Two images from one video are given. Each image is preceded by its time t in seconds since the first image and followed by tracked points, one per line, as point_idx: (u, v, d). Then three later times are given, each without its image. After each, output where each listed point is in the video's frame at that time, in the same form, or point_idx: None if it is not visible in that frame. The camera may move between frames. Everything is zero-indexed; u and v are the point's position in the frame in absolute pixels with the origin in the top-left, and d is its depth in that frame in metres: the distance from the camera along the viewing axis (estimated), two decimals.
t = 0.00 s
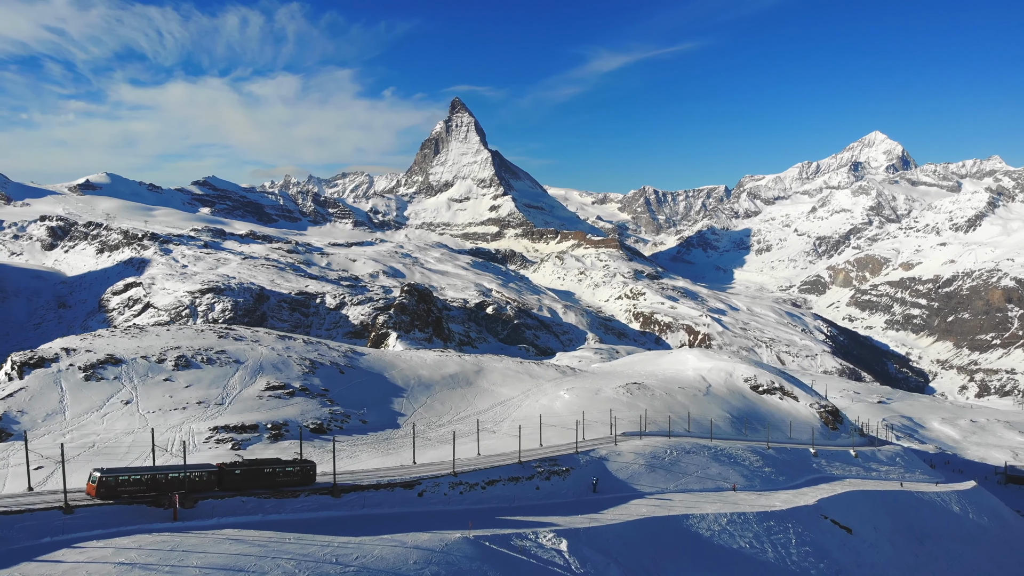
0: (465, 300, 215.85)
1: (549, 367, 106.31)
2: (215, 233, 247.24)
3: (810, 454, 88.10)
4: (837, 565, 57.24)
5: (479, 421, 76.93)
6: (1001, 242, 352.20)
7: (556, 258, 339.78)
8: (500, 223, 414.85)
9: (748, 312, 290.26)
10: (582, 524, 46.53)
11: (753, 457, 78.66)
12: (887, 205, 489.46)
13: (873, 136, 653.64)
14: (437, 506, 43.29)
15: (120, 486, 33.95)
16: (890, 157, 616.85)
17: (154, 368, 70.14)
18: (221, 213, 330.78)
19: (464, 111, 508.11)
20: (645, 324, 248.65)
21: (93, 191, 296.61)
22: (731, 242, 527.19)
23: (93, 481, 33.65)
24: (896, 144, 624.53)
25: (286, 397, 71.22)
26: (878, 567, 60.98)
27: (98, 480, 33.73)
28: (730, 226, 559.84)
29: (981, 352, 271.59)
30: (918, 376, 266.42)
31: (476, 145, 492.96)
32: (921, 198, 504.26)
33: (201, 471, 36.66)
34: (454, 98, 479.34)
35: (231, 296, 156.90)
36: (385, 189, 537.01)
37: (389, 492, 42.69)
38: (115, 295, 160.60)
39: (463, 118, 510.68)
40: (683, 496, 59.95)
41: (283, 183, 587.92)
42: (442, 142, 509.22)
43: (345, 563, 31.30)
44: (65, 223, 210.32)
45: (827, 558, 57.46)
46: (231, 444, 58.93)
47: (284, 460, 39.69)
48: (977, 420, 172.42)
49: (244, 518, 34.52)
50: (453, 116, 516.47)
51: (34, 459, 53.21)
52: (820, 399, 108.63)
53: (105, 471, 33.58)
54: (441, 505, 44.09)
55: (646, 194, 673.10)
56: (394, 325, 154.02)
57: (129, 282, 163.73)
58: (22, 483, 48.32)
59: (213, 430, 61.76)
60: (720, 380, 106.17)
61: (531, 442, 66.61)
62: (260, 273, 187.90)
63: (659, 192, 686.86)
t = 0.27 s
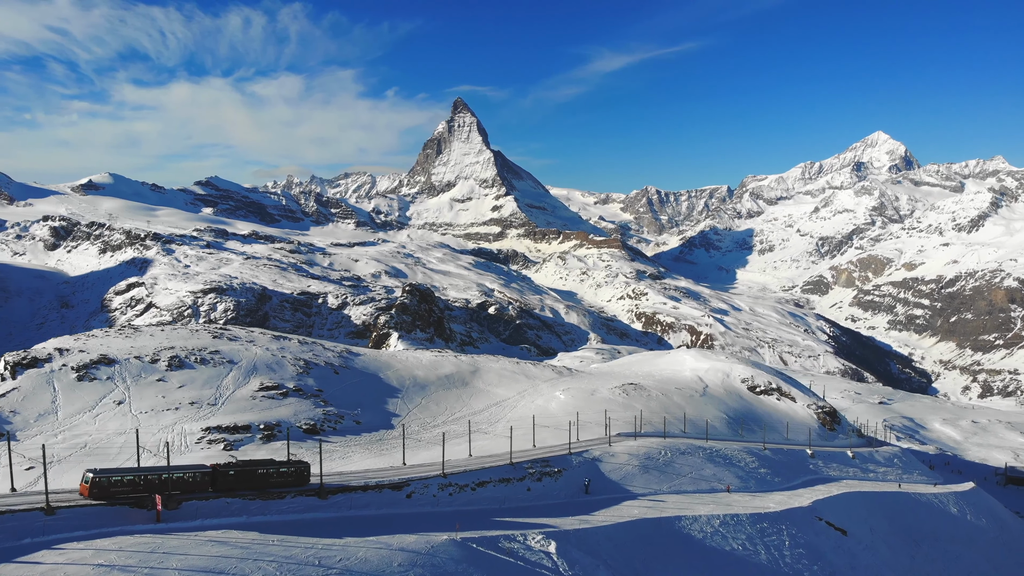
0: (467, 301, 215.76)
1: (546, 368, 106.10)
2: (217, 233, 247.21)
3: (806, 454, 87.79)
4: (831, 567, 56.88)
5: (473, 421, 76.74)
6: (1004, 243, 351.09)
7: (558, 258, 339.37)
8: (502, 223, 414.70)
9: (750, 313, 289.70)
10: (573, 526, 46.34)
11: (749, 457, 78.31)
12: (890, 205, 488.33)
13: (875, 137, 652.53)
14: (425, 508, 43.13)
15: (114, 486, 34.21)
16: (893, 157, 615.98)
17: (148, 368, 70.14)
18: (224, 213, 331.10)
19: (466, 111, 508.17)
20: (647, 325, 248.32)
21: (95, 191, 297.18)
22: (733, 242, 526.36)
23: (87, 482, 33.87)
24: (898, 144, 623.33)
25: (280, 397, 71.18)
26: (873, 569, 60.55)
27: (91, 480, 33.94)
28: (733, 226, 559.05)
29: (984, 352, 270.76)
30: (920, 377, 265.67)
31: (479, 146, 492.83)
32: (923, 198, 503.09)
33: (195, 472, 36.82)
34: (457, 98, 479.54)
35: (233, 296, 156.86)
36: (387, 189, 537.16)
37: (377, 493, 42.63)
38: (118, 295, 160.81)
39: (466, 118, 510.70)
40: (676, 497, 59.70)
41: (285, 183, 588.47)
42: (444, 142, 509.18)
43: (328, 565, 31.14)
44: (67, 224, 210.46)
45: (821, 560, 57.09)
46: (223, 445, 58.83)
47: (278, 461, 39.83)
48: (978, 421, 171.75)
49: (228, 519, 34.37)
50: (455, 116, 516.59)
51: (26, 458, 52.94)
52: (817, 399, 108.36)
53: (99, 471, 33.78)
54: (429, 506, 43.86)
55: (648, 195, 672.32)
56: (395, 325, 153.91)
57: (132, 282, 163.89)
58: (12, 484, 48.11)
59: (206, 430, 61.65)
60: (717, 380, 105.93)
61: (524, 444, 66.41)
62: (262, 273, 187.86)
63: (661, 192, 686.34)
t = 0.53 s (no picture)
0: (472, 301, 215.62)
1: (546, 368, 105.75)
2: (224, 234, 247.77)
3: (807, 456, 87.11)
4: (829, 571, 56.28)
5: (472, 422, 76.48)
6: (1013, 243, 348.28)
7: (564, 258, 338.71)
8: (508, 224, 414.50)
9: (757, 314, 288.50)
10: (566, 528, 46.07)
11: (749, 459, 77.77)
12: (897, 206, 485.63)
13: (883, 137, 649.29)
14: (417, 509, 42.95)
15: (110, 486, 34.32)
16: (901, 157, 612.90)
17: (145, 368, 70.28)
18: (231, 213, 332.25)
19: (473, 111, 508.45)
20: (653, 325, 247.64)
21: (103, 191, 298.75)
22: (740, 243, 524.72)
23: (83, 482, 34.00)
24: (906, 144, 619.94)
25: (277, 398, 71.19)
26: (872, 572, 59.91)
27: (88, 480, 34.04)
28: (740, 227, 557.27)
29: (993, 354, 268.74)
30: (928, 378, 263.87)
31: (485, 146, 492.79)
32: (931, 198, 499.96)
33: (192, 473, 37.06)
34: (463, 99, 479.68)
35: (239, 296, 157.17)
36: (394, 190, 537.85)
37: (369, 495, 42.49)
38: (125, 295, 161.43)
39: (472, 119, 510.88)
40: (673, 499, 59.32)
41: (292, 184, 590.29)
42: (451, 143, 509.36)
43: (313, 567, 30.94)
44: (75, 224, 211.49)
45: (819, 563, 56.49)
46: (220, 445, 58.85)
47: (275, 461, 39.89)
48: (985, 423, 170.20)
49: (216, 520, 34.29)
50: (461, 117, 516.87)
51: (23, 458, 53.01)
52: (819, 401, 107.59)
53: (96, 471, 33.91)
54: (422, 508, 43.70)
55: (655, 195, 670.75)
56: (400, 326, 153.83)
57: (139, 282, 164.53)
58: (8, 483, 48.19)
59: (202, 430, 61.66)
60: (719, 381, 105.39)
61: (521, 445, 66.07)
62: (269, 273, 188.08)
63: (668, 192, 684.89)
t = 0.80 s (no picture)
0: (481, 301, 215.59)
1: (548, 369, 105.38)
2: (235, 234, 248.71)
3: (813, 458, 86.34)
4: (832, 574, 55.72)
5: (473, 423, 76.41)
6: None
7: (573, 259, 338.10)
8: (517, 224, 414.43)
9: (768, 314, 286.93)
10: (564, 529, 45.87)
11: (752, 461, 77.13)
12: (909, 206, 481.73)
13: (894, 137, 644.60)
14: (414, 511, 42.88)
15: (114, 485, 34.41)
16: (912, 158, 608.45)
17: (148, 368, 70.59)
18: (241, 213, 334.06)
19: (482, 112, 508.84)
20: (663, 326, 246.82)
21: (115, 191, 301.09)
22: (750, 243, 522.32)
23: (87, 480, 34.11)
24: (918, 145, 615.15)
25: (279, 397, 71.34)
26: None
27: (91, 478, 34.14)
28: (750, 228, 554.68)
29: (1005, 355, 265.93)
30: (939, 380, 261.43)
31: (494, 147, 492.91)
32: (943, 199, 495.68)
33: (195, 472, 36.99)
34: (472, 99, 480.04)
35: (249, 296, 157.76)
36: (403, 190, 539.05)
37: (365, 496, 42.41)
38: (136, 295, 162.42)
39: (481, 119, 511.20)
40: (675, 501, 58.93)
41: (303, 184, 592.94)
42: (460, 143, 509.75)
43: (304, 567, 30.81)
44: (87, 224, 213.09)
45: (821, 566, 55.86)
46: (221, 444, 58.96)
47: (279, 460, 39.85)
48: (995, 425, 168.30)
49: (210, 520, 34.25)
50: (470, 117, 517.27)
51: (24, 457, 53.23)
52: (825, 402, 106.74)
53: (100, 469, 33.95)
54: (419, 509, 43.60)
55: (664, 195, 668.67)
56: (409, 326, 153.87)
57: (150, 283, 165.48)
58: (9, 483, 48.42)
59: (204, 430, 61.82)
60: (723, 383, 104.76)
61: (522, 447, 65.91)
62: (279, 274, 188.41)
63: (678, 192, 682.44)
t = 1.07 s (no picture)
0: (493, 302, 215.49)
1: (554, 370, 104.96)
2: (248, 235, 249.89)
3: (820, 460, 85.37)
4: None
5: (477, 423, 76.21)
6: None
7: (585, 259, 337.09)
8: (529, 224, 414.06)
9: (781, 316, 284.71)
10: (563, 531, 45.59)
11: (758, 463, 76.36)
12: (924, 206, 476.35)
13: (910, 137, 637.77)
14: (411, 511, 42.76)
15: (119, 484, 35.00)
16: (927, 158, 601.91)
17: (152, 367, 70.98)
18: (255, 214, 336.27)
19: (494, 112, 509.00)
20: (675, 327, 245.63)
21: (129, 192, 303.84)
22: (763, 244, 518.88)
23: (92, 479, 34.71)
24: (933, 145, 608.43)
25: (283, 397, 71.47)
26: None
27: (96, 477, 34.76)
28: (763, 228, 551.00)
29: (1021, 357, 262.09)
30: (954, 382, 258.12)
31: (506, 147, 492.80)
32: (959, 199, 489.66)
33: (200, 472, 37.42)
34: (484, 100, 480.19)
35: (262, 296, 158.53)
36: (415, 191, 540.37)
37: (363, 496, 42.33)
38: (150, 295, 163.69)
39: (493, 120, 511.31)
40: (677, 504, 58.41)
41: (316, 185, 596.03)
42: (472, 144, 509.89)
43: (296, 568, 30.70)
44: (102, 224, 215.10)
45: (825, 570, 55.14)
46: (224, 444, 59.14)
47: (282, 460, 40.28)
48: (1010, 428, 165.69)
49: (204, 520, 34.28)
50: (482, 118, 517.59)
51: (28, 456, 53.64)
52: (834, 404, 105.56)
53: (105, 468, 34.63)
54: (416, 510, 43.45)
55: (677, 196, 665.52)
56: (421, 326, 153.99)
57: (163, 282, 166.68)
58: (12, 481, 48.77)
59: (207, 429, 62.05)
60: (731, 384, 103.87)
61: (524, 448, 65.62)
62: (292, 274, 188.81)
63: (691, 192, 679.20)
